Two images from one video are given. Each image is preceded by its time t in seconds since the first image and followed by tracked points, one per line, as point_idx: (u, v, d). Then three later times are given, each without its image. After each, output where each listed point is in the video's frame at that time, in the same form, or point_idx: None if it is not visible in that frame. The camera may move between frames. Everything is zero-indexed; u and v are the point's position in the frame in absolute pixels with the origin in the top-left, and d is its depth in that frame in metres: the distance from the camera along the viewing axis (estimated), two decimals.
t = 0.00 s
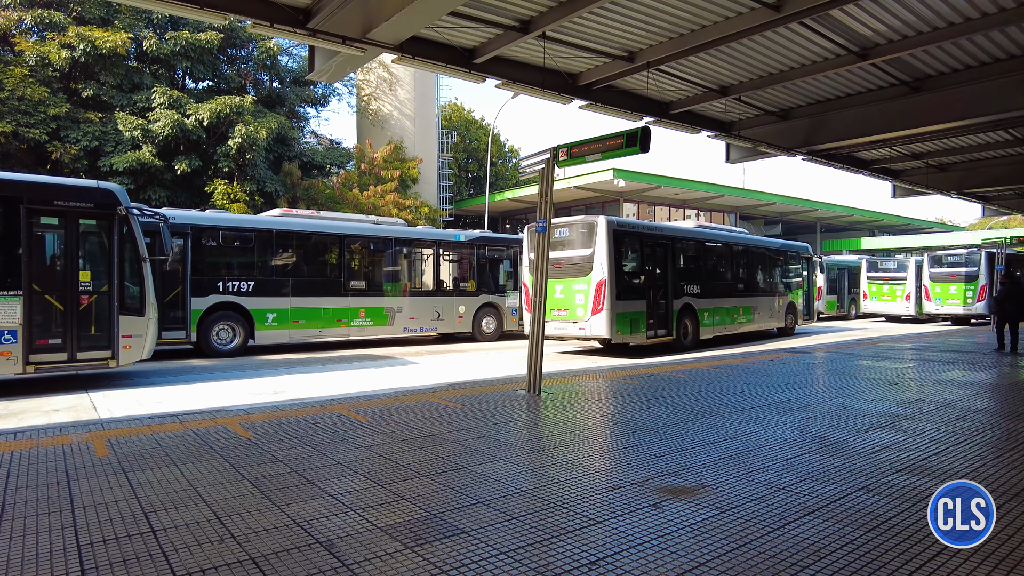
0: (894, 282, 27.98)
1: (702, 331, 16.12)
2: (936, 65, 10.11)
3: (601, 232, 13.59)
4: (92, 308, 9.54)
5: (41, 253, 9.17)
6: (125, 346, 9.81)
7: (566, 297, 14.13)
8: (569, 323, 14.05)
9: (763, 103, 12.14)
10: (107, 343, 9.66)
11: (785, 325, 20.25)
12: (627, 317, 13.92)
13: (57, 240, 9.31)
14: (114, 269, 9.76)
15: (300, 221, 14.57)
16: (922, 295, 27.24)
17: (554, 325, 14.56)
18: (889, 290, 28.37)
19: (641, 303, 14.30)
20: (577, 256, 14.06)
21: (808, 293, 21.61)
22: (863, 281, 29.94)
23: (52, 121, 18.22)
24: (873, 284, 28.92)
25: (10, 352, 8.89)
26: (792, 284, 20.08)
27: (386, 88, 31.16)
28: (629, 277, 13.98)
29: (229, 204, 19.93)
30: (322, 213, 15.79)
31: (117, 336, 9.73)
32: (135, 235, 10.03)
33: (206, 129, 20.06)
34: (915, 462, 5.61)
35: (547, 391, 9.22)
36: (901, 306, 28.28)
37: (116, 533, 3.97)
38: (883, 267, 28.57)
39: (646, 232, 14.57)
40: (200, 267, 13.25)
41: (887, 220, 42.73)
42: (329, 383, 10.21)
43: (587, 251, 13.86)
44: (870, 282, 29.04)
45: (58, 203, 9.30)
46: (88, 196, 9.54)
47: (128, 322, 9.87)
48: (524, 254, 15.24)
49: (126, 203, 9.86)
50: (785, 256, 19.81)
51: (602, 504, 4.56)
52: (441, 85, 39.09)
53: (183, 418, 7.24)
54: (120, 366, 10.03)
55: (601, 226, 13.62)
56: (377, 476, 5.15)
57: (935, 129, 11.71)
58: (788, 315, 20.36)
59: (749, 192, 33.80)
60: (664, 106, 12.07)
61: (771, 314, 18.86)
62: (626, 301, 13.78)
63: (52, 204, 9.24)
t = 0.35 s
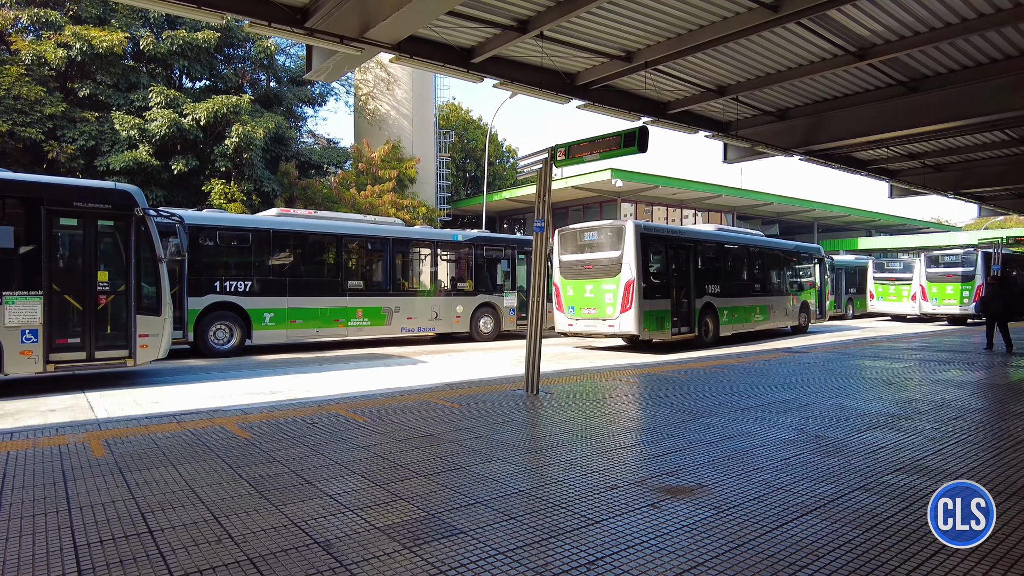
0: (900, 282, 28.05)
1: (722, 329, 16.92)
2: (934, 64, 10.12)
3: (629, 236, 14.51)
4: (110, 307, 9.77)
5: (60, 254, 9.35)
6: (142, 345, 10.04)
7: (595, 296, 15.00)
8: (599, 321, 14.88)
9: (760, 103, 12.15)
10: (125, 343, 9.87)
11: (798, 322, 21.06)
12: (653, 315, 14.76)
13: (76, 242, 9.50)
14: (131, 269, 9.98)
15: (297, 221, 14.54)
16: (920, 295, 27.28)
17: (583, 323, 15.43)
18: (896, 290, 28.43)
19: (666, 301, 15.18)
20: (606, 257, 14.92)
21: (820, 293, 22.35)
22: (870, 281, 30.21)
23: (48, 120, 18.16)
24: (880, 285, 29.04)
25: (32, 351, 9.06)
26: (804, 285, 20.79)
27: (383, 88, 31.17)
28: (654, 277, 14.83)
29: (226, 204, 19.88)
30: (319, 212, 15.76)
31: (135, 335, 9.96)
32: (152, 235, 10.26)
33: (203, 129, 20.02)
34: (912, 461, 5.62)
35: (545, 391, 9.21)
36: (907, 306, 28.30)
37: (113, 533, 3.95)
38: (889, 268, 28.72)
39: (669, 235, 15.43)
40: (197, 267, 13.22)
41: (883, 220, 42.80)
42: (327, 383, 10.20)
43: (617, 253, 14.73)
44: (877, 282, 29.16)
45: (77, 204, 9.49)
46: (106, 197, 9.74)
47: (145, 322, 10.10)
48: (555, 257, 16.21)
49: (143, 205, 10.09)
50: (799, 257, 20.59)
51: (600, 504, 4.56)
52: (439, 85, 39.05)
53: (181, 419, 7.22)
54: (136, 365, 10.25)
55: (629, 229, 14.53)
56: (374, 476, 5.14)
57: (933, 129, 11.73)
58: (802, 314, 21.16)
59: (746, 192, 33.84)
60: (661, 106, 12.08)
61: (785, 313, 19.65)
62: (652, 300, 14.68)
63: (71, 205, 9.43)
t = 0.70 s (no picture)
0: (905, 282, 28.10)
1: (741, 327, 17.81)
2: (930, 65, 10.14)
3: (655, 239, 15.45)
4: (131, 307, 9.81)
5: (83, 254, 9.39)
6: (162, 343, 10.10)
7: (623, 296, 15.97)
8: (625, 318, 15.90)
9: (758, 103, 12.17)
10: (146, 342, 9.91)
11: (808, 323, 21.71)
12: (677, 313, 15.65)
13: (99, 242, 9.56)
14: (151, 269, 10.06)
15: (295, 221, 14.52)
16: (918, 295, 27.35)
17: (610, 321, 16.39)
18: (902, 290, 28.48)
19: (690, 301, 16.08)
20: (633, 259, 15.89)
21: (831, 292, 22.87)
22: (875, 282, 30.20)
23: (45, 119, 18.13)
24: (886, 285, 29.11)
25: (56, 350, 9.09)
26: (813, 284, 21.28)
27: (381, 88, 31.18)
28: (679, 278, 15.72)
29: (224, 203, 19.85)
30: (317, 212, 15.74)
31: (155, 334, 10.01)
32: (171, 235, 10.37)
33: (201, 128, 20.00)
34: (910, 461, 5.62)
35: (544, 391, 9.20)
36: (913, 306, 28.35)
37: (111, 533, 3.95)
38: (895, 268, 28.83)
39: (692, 238, 16.32)
40: (195, 267, 13.21)
41: (881, 220, 42.89)
42: (326, 383, 10.19)
43: (643, 255, 15.67)
44: (883, 283, 29.23)
45: (99, 205, 9.54)
46: (127, 199, 9.78)
47: (166, 321, 10.16)
48: (585, 259, 17.27)
49: (163, 206, 10.15)
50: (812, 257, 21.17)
51: (599, 504, 4.56)
52: (437, 84, 39.03)
53: (179, 419, 7.21)
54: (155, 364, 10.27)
55: (655, 233, 15.48)
56: (373, 476, 5.13)
57: (931, 129, 11.74)
58: (815, 313, 21.87)
59: (744, 192, 33.87)
60: (659, 106, 12.09)
61: (801, 312, 20.40)
62: (677, 299, 15.56)
63: (94, 206, 9.47)
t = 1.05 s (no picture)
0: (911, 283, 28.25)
1: (756, 325, 18.44)
2: (927, 65, 10.16)
3: (678, 242, 15.85)
4: (153, 307, 9.83)
5: (107, 256, 9.49)
6: (184, 342, 10.11)
7: (645, 295, 16.38)
8: (648, 317, 16.32)
9: (756, 103, 12.18)
10: (169, 341, 9.96)
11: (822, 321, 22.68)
12: (698, 313, 16.13)
13: (124, 244, 9.66)
14: (174, 269, 10.08)
15: (292, 221, 14.50)
16: (915, 295, 27.39)
17: (632, 319, 16.81)
18: (908, 291, 28.63)
19: (709, 300, 16.61)
20: (656, 261, 16.31)
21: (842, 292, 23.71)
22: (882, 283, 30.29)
23: (43, 119, 18.08)
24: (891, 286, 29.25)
25: (82, 348, 9.19)
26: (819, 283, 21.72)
27: (379, 87, 31.21)
28: (700, 279, 16.21)
29: (222, 203, 19.83)
30: (314, 212, 15.71)
31: (177, 333, 10.04)
32: (193, 237, 10.41)
33: (199, 128, 19.98)
34: (907, 460, 5.64)
35: (542, 391, 9.21)
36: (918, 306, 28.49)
37: (109, 534, 3.94)
38: (901, 270, 29.04)
39: (712, 240, 16.73)
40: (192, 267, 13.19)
41: (879, 220, 42.95)
42: (324, 383, 10.19)
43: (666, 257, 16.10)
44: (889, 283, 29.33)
45: (123, 207, 9.65)
46: (149, 200, 9.89)
47: (187, 320, 10.17)
48: (607, 258, 17.64)
49: (184, 207, 10.24)
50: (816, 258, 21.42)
51: (597, 504, 4.56)
52: (435, 84, 38.99)
53: (176, 419, 7.21)
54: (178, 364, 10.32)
55: (679, 236, 15.89)
56: (371, 476, 5.13)
57: (929, 129, 11.75)
58: (826, 313, 22.62)
59: (742, 193, 33.88)
60: (657, 106, 12.10)
61: (813, 312, 21.22)
62: (698, 299, 16.04)
63: (118, 208, 9.59)
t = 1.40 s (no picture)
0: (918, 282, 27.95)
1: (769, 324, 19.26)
2: (924, 66, 10.19)
3: (695, 243, 16.67)
4: (177, 307, 10.01)
5: (135, 257, 9.68)
6: (206, 342, 10.30)
7: (664, 294, 17.16)
8: (666, 315, 17.13)
9: (753, 103, 12.18)
10: (193, 340, 10.15)
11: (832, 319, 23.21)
12: (714, 311, 16.96)
13: (150, 245, 9.84)
14: (197, 270, 10.25)
15: (290, 221, 14.47)
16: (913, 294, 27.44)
17: (650, 318, 17.57)
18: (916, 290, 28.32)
19: (725, 299, 17.42)
20: (674, 262, 17.11)
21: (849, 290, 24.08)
22: (888, 283, 30.04)
23: (40, 119, 18.05)
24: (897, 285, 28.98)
25: (110, 347, 9.38)
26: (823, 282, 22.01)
27: (377, 87, 31.23)
28: (716, 279, 17.04)
29: (219, 204, 19.82)
30: (312, 212, 15.69)
31: (200, 333, 10.22)
32: (215, 238, 10.53)
33: (197, 128, 19.96)
34: (904, 460, 5.65)
35: (540, 390, 9.21)
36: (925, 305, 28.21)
37: (107, 534, 3.93)
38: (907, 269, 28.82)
39: (726, 242, 17.60)
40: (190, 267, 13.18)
41: (877, 220, 43.01)
42: (322, 383, 10.19)
43: (684, 258, 16.91)
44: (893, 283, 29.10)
45: (149, 209, 9.83)
46: (174, 202, 10.04)
47: (210, 320, 10.36)
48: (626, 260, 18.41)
49: (207, 209, 10.37)
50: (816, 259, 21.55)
51: (594, 504, 4.56)
52: (433, 84, 38.98)
53: (174, 419, 7.20)
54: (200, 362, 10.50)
55: (696, 238, 16.72)
56: (368, 476, 5.13)
57: (926, 129, 11.77)
58: (835, 312, 23.34)
59: (740, 193, 33.91)
60: (655, 106, 12.11)
61: (822, 312, 21.92)
62: (714, 298, 16.86)
63: (144, 210, 9.76)
